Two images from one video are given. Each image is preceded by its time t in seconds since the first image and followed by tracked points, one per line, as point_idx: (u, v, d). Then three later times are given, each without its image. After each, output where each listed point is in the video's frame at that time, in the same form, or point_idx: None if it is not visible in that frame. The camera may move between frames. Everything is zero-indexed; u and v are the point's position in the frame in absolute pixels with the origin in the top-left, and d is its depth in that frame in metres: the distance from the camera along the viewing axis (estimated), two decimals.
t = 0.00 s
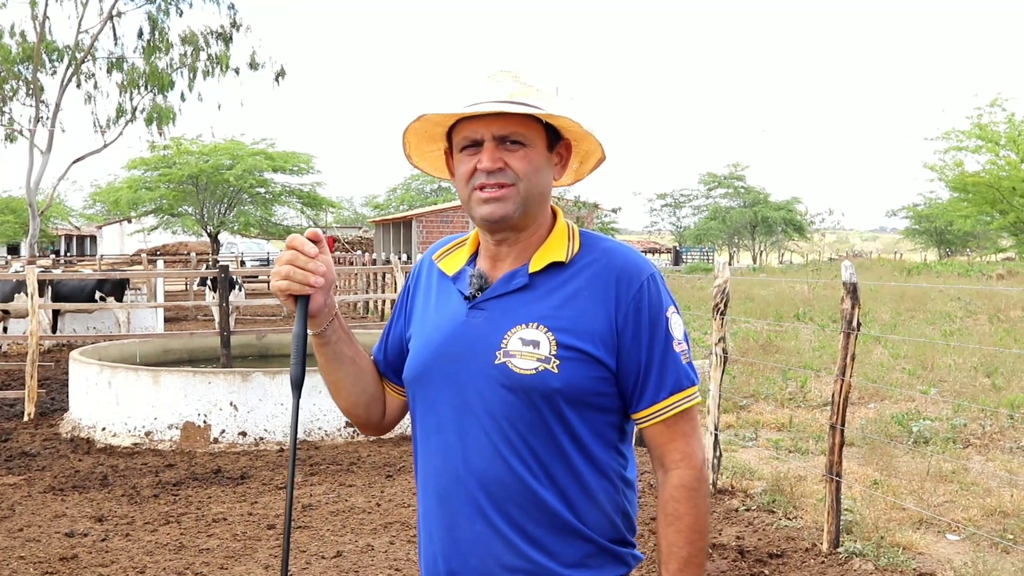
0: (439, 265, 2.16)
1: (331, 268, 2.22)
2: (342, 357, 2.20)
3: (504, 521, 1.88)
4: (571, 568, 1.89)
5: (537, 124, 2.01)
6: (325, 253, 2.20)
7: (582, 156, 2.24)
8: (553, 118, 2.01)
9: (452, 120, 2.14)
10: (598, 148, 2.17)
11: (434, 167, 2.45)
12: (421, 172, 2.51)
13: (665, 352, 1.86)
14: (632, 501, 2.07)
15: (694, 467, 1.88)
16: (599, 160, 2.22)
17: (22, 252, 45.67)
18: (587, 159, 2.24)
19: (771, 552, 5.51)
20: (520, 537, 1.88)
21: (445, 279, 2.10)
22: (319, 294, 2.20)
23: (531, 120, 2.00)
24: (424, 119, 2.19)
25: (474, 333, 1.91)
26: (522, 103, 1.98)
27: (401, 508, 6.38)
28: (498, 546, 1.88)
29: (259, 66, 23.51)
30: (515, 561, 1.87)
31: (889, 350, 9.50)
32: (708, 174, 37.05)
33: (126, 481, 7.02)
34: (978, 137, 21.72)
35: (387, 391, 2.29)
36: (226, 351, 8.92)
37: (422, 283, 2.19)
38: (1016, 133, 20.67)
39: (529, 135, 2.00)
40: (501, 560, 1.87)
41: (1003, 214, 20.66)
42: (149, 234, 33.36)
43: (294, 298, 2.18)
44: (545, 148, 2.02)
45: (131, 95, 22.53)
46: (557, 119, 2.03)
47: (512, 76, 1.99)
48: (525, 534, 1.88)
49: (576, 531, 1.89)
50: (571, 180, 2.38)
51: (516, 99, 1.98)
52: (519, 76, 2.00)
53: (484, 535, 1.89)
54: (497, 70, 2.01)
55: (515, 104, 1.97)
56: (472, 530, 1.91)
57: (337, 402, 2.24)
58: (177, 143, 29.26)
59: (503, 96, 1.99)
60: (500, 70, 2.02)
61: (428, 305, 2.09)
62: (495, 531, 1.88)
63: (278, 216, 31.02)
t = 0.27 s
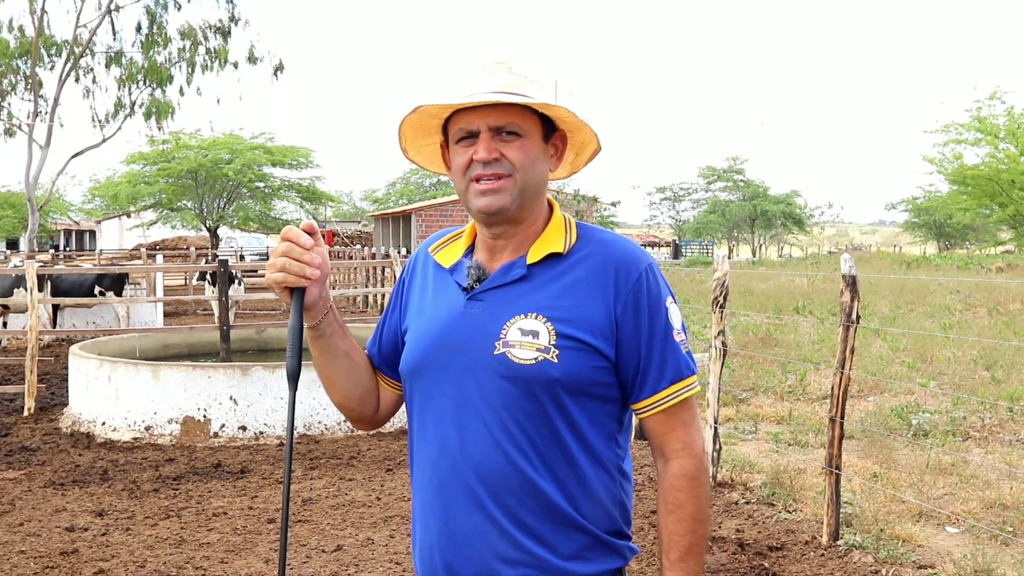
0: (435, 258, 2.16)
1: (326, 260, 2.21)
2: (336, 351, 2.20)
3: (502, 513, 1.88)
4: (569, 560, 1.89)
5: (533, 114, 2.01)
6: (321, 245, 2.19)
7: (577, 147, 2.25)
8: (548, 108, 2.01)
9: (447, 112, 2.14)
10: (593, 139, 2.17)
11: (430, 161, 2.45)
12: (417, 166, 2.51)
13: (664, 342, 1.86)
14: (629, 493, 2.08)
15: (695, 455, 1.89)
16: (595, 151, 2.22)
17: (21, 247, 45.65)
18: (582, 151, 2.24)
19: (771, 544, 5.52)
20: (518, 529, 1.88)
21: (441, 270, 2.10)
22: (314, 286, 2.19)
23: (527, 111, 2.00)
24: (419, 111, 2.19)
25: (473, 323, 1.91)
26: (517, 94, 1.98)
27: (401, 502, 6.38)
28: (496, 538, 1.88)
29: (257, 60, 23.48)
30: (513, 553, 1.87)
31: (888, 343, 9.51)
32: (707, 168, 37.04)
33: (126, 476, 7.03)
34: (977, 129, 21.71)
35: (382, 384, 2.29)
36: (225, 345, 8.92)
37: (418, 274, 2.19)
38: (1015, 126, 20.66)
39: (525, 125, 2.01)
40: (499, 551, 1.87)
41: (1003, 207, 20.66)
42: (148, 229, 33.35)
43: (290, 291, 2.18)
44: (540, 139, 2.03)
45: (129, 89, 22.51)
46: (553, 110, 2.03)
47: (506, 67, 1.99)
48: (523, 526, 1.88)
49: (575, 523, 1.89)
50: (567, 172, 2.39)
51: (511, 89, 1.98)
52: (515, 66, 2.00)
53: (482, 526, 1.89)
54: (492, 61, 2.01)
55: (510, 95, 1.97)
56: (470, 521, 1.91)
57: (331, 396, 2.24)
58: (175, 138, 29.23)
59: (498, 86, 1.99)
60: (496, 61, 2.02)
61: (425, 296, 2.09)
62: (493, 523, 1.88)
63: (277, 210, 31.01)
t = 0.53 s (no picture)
0: (432, 260, 2.15)
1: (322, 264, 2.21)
2: (331, 355, 2.20)
3: (499, 517, 1.88)
4: (565, 564, 1.89)
5: (531, 119, 2.01)
6: (317, 250, 2.19)
7: (575, 152, 2.25)
8: (546, 113, 2.01)
9: (446, 116, 2.14)
10: (591, 144, 2.17)
11: (428, 166, 2.45)
12: (415, 171, 2.51)
13: (661, 347, 1.86)
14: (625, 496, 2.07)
15: (689, 461, 1.88)
16: (593, 156, 2.22)
17: (17, 251, 45.57)
18: (580, 156, 2.24)
19: (768, 550, 5.51)
20: (514, 532, 1.88)
21: (438, 273, 2.10)
22: (309, 291, 2.19)
23: (525, 116, 2.00)
24: (418, 114, 2.19)
25: (470, 326, 1.91)
26: (515, 98, 1.98)
27: (397, 506, 6.38)
28: (492, 540, 1.88)
29: (254, 63, 23.48)
30: (510, 556, 1.87)
31: (885, 348, 9.51)
32: (705, 172, 37.06)
33: (123, 480, 7.02)
34: (973, 134, 21.74)
35: (375, 387, 2.29)
36: (222, 349, 8.91)
37: (414, 278, 2.18)
38: (1011, 130, 20.69)
39: (523, 129, 2.01)
40: (496, 555, 1.87)
41: (999, 212, 20.67)
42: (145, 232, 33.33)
43: (286, 295, 2.17)
44: (539, 143, 2.02)
45: (126, 92, 22.50)
46: (552, 114, 2.03)
47: (505, 71, 2.00)
48: (519, 530, 1.88)
49: (570, 527, 1.89)
50: (565, 177, 2.39)
51: (509, 93, 1.98)
52: (513, 70, 2.00)
53: (478, 531, 1.89)
54: (491, 66, 2.01)
55: (508, 98, 1.97)
56: (467, 525, 1.90)
57: (323, 400, 2.23)
58: (172, 141, 29.21)
59: (497, 91, 1.99)
60: (495, 65, 2.01)
61: (421, 300, 2.09)
62: (490, 527, 1.88)
63: (274, 214, 31.00)
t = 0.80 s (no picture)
0: (434, 260, 2.16)
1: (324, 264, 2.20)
2: (333, 356, 2.20)
3: (502, 518, 1.88)
4: (568, 564, 1.89)
5: (532, 121, 2.01)
6: (319, 250, 2.18)
7: (578, 153, 2.25)
8: (547, 115, 2.02)
9: (446, 120, 2.14)
10: (593, 144, 2.17)
11: (430, 167, 2.45)
12: (416, 172, 2.51)
13: (664, 348, 1.86)
14: (627, 498, 2.07)
15: (692, 461, 1.88)
16: (595, 156, 2.22)
17: (17, 252, 45.56)
18: (582, 156, 2.24)
19: (767, 551, 5.52)
20: (517, 533, 1.88)
21: (440, 274, 2.10)
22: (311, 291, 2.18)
23: (526, 118, 2.00)
24: (418, 118, 2.20)
25: (473, 328, 1.91)
26: (516, 100, 1.98)
27: (397, 507, 6.38)
28: (494, 542, 1.88)
29: (254, 65, 23.47)
30: (513, 557, 1.87)
31: (884, 349, 9.52)
32: (704, 173, 37.06)
33: (122, 481, 7.02)
34: (973, 135, 21.74)
35: (378, 387, 2.30)
36: (221, 350, 8.90)
37: (417, 278, 2.18)
38: (1011, 132, 20.70)
39: (524, 132, 2.01)
40: (498, 556, 1.87)
41: (999, 213, 20.65)
42: (144, 233, 33.31)
43: (288, 296, 2.17)
44: (539, 145, 2.03)
45: (126, 94, 22.49)
46: (552, 116, 2.03)
47: (504, 74, 2.00)
48: (522, 531, 1.88)
49: (573, 527, 1.89)
50: (567, 177, 2.39)
51: (509, 95, 1.98)
52: (513, 73, 2.00)
53: (481, 531, 1.89)
54: (491, 68, 2.01)
55: (508, 101, 1.97)
56: (469, 526, 1.90)
57: (326, 399, 2.24)
58: (172, 142, 29.21)
59: (497, 93, 1.99)
60: (495, 68, 2.02)
61: (424, 300, 2.09)
62: (492, 528, 1.88)
63: (274, 215, 31.00)
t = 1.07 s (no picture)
0: (445, 260, 2.16)
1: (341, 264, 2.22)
2: (350, 354, 2.20)
3: (512, 517, 1.89)
4: (579, 563, 1.89)
5: (535, 117, 2.01)
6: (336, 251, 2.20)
7: (585, 147, 2.24)
8: (550, 111, 2.00)
9: (450, 120, 2.14)
10: (599, 139, 2.17)
11: (439, 167, 2.45)
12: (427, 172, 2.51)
13: (673, 346, 1.85)
14: (639, 495, 2.07)
15: (705, 460, 1.87)
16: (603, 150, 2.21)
17: (16, 249, 45.55)
18: (591, 150, 2.23)
19: (767, 547, 5.52)
20: (527, 532, 1.88)
21: (450, 274, 2.10)
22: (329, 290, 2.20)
23: (529, 115, 1.99)
24: (421, 119, 2.20)
25: (481, 328, 1.91)
26: (516, 99, 1.97)
27: (397, 505, 6.38)
28: (505, 541, 1.89)
29: (253, 62, 23.44)
30: (523, 556, 1.87)
31: (883, 346, 9.52)
32: (704, 170, 37.04)
33: (122, 479, 7.02)
34: (973, 132, 21.73)
35: (397, 387, 2.29)
36: (221, 347, 8.90)
37: (429, 278, 2.19)
38: (1010, 129, 20.69)
39: (526, 129, 2.00)
40: (509, 556, 1.88)
41: (998, 209, 20.62)
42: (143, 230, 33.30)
43: (304, 295, 2.18)
44: (544, 142, 2.02)
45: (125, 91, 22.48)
46: (556, 112, 2.02)
47: (507, 71, 2.00)
48: (532, 530, 1.88)
49: (583, 526, 1.89)
50: (576, 173, 2.38)
51: (511, 94, 1.98)
52: (515, 70, 2.00)
53: (491, 531, 1.90)
54: (493, 66, 2.01)
55: (510, 99, 1.97)
56: (480, 525, 1.91)
57: (345, 399, 2.24)
58: (171, 140, 29.19)
59: (499, 91, 1.99)
60: (496, 66, 2.02)
61: (435, 300, 2.09)
62: (502, 527, 1.89)
63: (273, 212, 30.98)
